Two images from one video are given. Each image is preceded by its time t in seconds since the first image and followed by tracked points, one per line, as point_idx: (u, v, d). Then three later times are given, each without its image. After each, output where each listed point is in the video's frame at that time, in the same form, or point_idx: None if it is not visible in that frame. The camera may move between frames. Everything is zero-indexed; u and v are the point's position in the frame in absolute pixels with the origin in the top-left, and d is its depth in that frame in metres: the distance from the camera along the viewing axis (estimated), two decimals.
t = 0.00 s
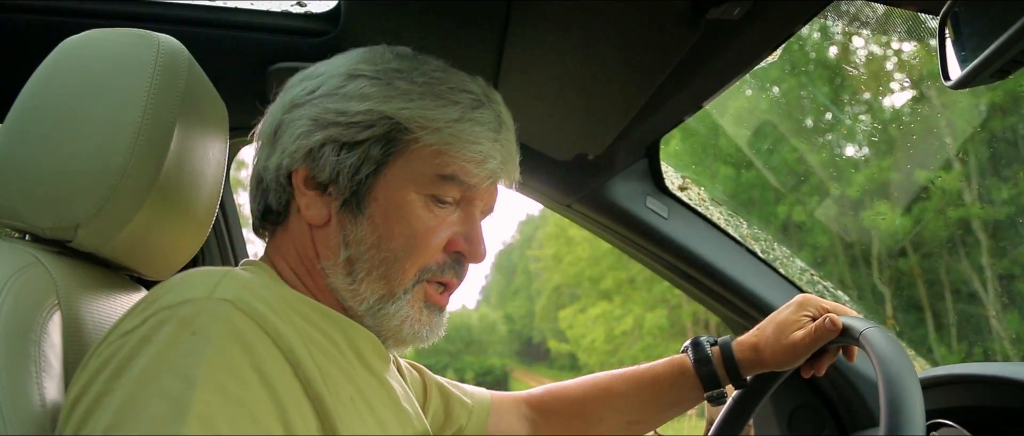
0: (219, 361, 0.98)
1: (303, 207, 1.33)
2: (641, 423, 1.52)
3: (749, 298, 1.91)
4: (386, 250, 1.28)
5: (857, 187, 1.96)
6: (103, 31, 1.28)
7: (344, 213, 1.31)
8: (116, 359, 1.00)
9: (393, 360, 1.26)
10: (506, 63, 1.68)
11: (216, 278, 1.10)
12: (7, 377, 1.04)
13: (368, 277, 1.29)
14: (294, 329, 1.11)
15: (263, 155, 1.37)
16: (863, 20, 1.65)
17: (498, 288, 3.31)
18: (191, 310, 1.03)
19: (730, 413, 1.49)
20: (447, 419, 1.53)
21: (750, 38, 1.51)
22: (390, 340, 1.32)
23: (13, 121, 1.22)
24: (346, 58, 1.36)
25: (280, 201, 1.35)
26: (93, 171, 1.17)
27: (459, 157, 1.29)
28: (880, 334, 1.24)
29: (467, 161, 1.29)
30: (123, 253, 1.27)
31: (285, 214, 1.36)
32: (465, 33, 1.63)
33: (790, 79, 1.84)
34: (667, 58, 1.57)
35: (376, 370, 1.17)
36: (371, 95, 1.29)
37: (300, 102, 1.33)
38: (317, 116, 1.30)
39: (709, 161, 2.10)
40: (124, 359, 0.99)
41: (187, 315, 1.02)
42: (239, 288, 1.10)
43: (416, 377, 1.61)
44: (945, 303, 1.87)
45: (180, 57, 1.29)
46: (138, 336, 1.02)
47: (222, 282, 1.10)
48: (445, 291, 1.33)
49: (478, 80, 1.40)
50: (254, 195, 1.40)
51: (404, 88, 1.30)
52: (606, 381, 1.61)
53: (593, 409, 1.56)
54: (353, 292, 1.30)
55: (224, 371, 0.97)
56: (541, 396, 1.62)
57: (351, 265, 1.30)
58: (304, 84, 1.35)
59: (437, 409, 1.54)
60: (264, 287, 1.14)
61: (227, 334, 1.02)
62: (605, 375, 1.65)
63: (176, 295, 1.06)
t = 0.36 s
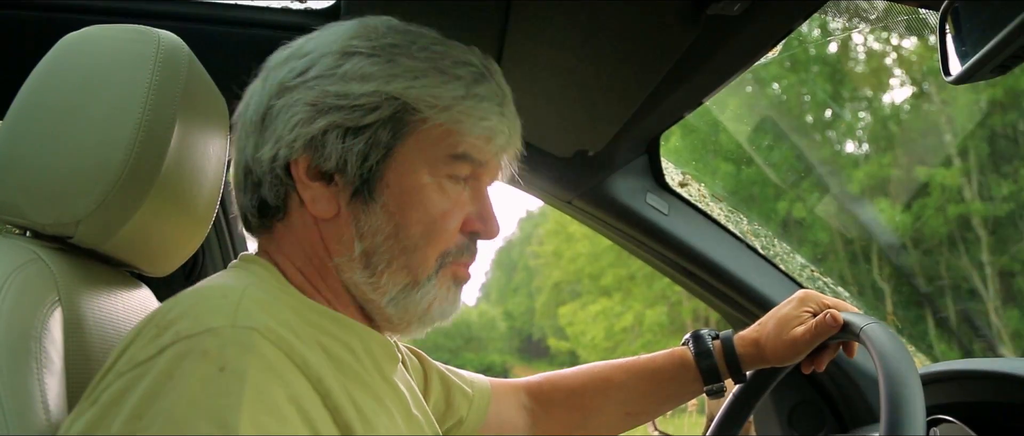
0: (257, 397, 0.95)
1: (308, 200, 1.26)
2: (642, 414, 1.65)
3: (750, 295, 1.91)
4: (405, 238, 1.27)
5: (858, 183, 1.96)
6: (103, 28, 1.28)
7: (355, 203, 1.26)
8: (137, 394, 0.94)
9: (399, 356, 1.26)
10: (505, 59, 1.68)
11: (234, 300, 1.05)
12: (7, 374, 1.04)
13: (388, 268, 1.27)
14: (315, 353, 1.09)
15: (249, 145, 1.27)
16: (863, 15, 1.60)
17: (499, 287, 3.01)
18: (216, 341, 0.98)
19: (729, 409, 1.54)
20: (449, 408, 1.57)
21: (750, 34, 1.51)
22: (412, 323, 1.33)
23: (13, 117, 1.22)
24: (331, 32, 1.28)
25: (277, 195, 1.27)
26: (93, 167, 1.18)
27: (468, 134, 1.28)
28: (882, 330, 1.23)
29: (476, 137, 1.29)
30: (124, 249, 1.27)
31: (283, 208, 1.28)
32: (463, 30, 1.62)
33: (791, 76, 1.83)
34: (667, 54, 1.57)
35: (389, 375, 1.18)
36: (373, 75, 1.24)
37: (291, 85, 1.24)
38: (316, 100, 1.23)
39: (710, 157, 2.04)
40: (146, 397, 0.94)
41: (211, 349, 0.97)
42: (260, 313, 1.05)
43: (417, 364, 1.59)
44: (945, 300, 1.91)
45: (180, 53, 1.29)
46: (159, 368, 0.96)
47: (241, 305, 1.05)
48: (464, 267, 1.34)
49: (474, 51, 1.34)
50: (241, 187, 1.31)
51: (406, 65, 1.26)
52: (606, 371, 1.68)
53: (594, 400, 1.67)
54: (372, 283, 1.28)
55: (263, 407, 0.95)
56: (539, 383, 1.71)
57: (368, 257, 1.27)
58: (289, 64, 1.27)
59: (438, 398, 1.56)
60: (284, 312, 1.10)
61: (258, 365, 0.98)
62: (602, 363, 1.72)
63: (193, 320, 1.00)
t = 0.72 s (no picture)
0: (256, 425, 0.91)
1: (306, 185, 1.22)
2: (639, 407, 1.68)
3: (749, 292, 1.91)
4: (409, 207, 1.28)
5: (857, 181, 1.97)
6: (101, 25, 1.28)
7: (353, 181, 1.25)
8: (132, 421, 0.91)
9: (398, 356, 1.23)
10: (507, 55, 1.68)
11: (231, 320, 1.01)
12: (7, 371, 1.05)
13: (396, 241, 1.27)
14: (314, 368, 1.05)
15: (223, 140, 1.21)
16: (865, 14, 1.61)
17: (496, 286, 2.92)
18: (213, 366, 0.93)
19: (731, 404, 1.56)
20: (447, 401, 1.58)
21: (749, 31, 1.51)
22: (421, 293, 1.34)
23: (14, 114, 1.22)
24: (288, 17, 1.25)
25: (266, 187, 1.22)
26: (92, 165, 1.17)
27: (444, 97, 1.32)
28: (881, 326, 1.24)
29: (452, 99, 1.33)
30: (124, 247, 1.27)
31: (273, 200, 1.23)
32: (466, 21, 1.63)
33: (792, 74, 1.82)
34: (668, 54, 1.57)
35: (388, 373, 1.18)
36: (351, 51, 1.23)
37: (263, 71, 1.20)
38: (299, 81, 1.19)
39: (710, 155, 2.08)
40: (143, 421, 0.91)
41: (210, 376, 0.92)
42: (259, 332, 1.01)
43: (414, 354, 1.60)
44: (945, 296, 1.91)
45: (179, 51, 1.29)
46: (155, 394, 0.93)
47: (240, 325, 1.00)
48: (455, 233, 1.37)
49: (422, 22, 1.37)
50: (217, 189, 1.23)
51: (378, 38, 1.26)
52: (605, 365, 1.70)
53: (593, 393, 1.69)
54: (379, 260, 1.27)
55: None
56: (537, 374, 1.73)
57: (373, 233, 1.26)
58: (252, 52, 1.22)
59: (437, 389, 1.58)
60: (285, 331, 1.05)
61: (257, 390, 0.94)
62: (602, 355, 1.73)
63: (190, 342, 0.96)
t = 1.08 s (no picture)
0: (261, 423, 0.91)
1: (305, 181, 1.22)
2: (638, 405, 1.67)
3: (750, 290, 1.91)
4: (409, 201, 1.27)
5: (858, 179, 2.02)
6: (101, 23, 1.28)
7: (352, 176, 1.25)
8: (135, 421, 0.91)
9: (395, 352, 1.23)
10: (507, 52, 1.68)
11: (233, 316, 1.00)
12: (8, 370, 1.05)
13: (396, 235, 1.27)
14: (316, 363, 1.05)
15: (221, 139, 1.21)
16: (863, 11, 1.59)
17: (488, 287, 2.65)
18: (216, 364, 0.93)
19: (732, 401, 1.59)
20: (445, 399, 1.59)
21: (749, 28, 1.51)
22: (422, 286, 1.32)
23: (13, 112, 1.22)
24: (283, 15, 1.26)
25: (266, 185, 1.22)
26: (93, 164, 1.17)
27: (441, 91, 1.32)
28: (882, 323, 1.24)
29: (449, 93, 1.33)
30: (125, 245, 1.27)
31: (273, 198, 1.23)
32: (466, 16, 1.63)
33: (792, 72, 1.83)
34: (667, 50, 1.56)
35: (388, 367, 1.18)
36: (347, 47, 1.23)
37: (260, 68, 1.20)
38: (296, 77, 1.19)
39: (711, 153, 2.05)
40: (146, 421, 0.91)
41: (212, 374, 0.92)
42: (261, 329, 1.00)
43: (411, 351, 1.60)
44: (945, 295, 1.90)
45: (179, 50, 1.29)
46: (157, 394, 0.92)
47: (242, 322, 1.00)
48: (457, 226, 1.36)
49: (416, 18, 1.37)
50: (215, 188, 1.23)
51: (373, 34, 1.26)
52: (606, 361, 1.70)
53: (593, 389, 1.69)
54: (379, 255, 1.26)
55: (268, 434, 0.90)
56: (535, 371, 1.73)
57: (373, 229, 1.26)
58: (248, 50, 1.22)
59: (435, 387, 1.58)
60: (287, 328, 1.05)
61: (262, 387, 0.94)
62: (603, 352, 1.73)
63: (192, 340, 0.96)
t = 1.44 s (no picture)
0: (244, 413, 0.91)
1: (287, 173, 1.23)
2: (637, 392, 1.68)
3: (749, 287, 1.92)
4: (390, 198, 1.27)
5: (857, 177, 1.98)
6: (101, 22, 1.28)
7: (333, 171, 1.24)
8: (119, 417, 0.91)
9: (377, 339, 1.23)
10: (507, 48, 1.67)
11: (214, 308, 1.00)
12: (7, 370, 1.05)
13: (375, 230, 1.26)
14: (300, 351, 1.05)
15: (204, 129, 1.21)
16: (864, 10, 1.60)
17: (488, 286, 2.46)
18: (198, 357, 0.93)
19: (731, 399, 1.61)
20: (424, 379, 1.58)
21: (748, 27, 1.50)
22: (397, 288, 1.32)
23: (12, 111, 1.21)
24: (274, 9, 1.26)
25: (247, 175, 1.22)
26: (92, 163, 1.17)
27: (427, 91, 1.31)
28: (882, 321, 1.24)
29: (436, 93, 1.33)
30: (123, 243, 1.27)
31: (254, 188, 1.23)
32: (466, 13, 1.63)
33: (792, 71, 1.82)
34: (668, 48, 1.56)
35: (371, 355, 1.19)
36: (335, 42, 1.22)
37: (247, 60, 1.20)
38: (282, 70, 1.19)
39: (710, 151, 2.04)
40: (128, 415, 0.90)
41: (194, 367, 0.92)
42: (242, 320, 1.01)
43: (391, 332, 1.59)
44: (945, 292, 1.92)
45: (179, 49, 1.29)
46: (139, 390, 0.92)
47: (222, 313, 1.00)
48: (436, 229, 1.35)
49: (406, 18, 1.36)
50: (196, 177, 1.23)
51: (362, 31, 1.26)
52: (604, 347, 1.71)
53: (588, 374, 1.69)
54: (356, 250, 1.26)
55: (250, 424, 0.91)
56: (525, 351, 1.73)
57: (351, 223, 1.25)
58: (237, 42, 1.23)
59: (416, 368, 1.57)
60: (269, 318, 1.05)
61: (244, 378, 0.94)
62: (603, 336, 1.74)
63: (172, 335, 0.96)
